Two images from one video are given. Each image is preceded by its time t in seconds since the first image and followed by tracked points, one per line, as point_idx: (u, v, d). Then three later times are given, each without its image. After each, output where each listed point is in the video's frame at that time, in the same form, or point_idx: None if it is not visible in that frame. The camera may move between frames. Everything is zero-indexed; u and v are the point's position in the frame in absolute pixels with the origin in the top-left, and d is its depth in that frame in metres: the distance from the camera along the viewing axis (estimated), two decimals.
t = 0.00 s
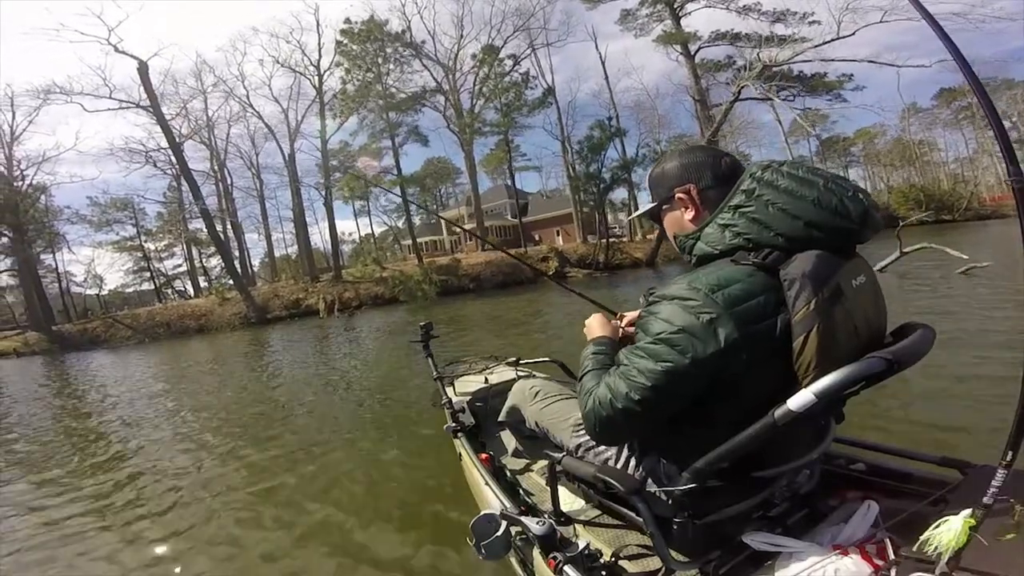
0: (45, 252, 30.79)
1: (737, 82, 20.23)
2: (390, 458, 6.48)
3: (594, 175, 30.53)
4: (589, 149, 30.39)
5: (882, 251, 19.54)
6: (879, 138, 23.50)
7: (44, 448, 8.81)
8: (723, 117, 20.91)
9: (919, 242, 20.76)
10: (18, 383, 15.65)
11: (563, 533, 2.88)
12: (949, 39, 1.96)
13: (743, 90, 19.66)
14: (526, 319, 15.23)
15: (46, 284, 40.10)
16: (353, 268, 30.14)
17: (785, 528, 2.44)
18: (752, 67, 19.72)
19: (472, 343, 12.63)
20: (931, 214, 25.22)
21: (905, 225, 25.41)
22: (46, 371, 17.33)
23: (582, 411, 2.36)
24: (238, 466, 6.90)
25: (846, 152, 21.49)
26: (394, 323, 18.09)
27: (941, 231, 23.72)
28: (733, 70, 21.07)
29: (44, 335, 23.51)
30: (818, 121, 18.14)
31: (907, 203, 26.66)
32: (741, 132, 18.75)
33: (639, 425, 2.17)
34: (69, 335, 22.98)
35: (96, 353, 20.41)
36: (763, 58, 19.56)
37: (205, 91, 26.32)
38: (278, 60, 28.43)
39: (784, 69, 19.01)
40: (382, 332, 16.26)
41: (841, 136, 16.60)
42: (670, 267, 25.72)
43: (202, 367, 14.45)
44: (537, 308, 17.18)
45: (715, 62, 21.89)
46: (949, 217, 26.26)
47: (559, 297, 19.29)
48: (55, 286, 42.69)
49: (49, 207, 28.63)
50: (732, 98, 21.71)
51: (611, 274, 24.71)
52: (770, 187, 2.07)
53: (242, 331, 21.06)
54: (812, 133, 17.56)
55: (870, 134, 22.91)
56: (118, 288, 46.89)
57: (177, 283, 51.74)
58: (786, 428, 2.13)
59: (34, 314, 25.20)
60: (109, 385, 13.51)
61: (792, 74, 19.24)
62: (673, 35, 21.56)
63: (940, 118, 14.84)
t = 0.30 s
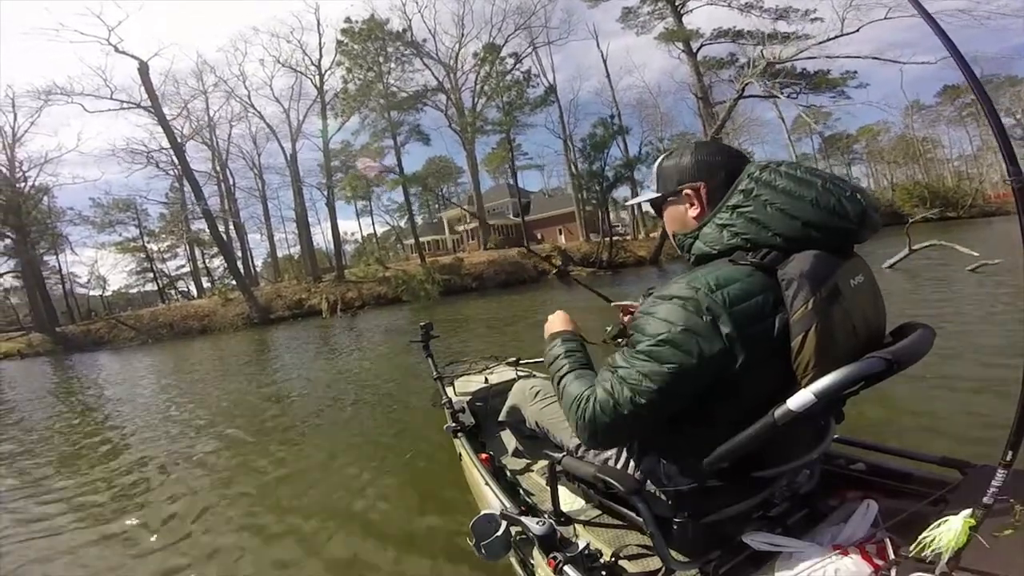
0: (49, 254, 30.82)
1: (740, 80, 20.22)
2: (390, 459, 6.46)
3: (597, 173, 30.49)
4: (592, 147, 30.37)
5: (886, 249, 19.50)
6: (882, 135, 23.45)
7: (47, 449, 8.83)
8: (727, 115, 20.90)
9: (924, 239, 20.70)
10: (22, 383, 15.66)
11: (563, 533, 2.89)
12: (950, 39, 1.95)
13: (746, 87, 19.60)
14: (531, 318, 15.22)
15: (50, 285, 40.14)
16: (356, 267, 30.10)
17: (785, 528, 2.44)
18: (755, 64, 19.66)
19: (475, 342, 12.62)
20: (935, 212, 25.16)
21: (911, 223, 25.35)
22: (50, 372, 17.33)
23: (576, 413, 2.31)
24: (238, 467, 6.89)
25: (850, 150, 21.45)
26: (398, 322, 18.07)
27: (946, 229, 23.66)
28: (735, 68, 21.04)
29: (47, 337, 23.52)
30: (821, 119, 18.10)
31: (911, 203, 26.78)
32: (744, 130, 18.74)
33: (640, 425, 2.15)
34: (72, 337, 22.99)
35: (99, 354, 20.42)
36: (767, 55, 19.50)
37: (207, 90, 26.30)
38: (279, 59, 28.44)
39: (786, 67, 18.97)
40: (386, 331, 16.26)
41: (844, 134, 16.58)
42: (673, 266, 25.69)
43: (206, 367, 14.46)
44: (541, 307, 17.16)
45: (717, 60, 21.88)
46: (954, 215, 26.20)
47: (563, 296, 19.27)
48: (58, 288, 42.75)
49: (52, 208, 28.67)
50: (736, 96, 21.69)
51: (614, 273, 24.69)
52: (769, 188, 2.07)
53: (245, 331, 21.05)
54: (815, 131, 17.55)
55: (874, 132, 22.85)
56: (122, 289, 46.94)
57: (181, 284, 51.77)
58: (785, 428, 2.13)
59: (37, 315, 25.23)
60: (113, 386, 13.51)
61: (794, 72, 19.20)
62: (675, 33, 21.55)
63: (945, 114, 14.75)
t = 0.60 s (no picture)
0: (54, 254, 30.94)
1: (746, 77, 20.09)
2: (392, 458, 6.47)
3: (600, 171, 30.46)
4: (596, 145, 30.32)
5: (891, 247, 19.43)
6: (887, 132, 23.39)
7: (52, 448, 8.88)
8: (732, 112, 20.77)
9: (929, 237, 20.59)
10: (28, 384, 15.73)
11: (562, 534, 2.89)
12: (950, 38, 1.94)
13: (751, 84, 19.46)
14: (535, 317, 15.22)
15: (56, 285, 40.29)
16: (360, 266, 30.15)
17: (785, 528, 2.44)
18: (760, 60, 19.55)
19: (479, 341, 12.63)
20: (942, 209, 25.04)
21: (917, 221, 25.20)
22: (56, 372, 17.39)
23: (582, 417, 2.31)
24: (240, 467, 6.91)
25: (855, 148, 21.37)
26: (402, 321, 18.08)
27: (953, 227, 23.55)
28: (739, 66, 20.96)
29: (53, 337, 23.61)
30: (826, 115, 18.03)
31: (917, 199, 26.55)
32: (748, 128, 18.68)
33: (649, 429, 2.16)
34: (77, 336, 23.06)
35: (105, 354, 20.49)
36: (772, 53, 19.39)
37: (210, 90, 26.32)
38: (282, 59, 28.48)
39: (791, 63, 18.82)
40: (390, 330, 16.27)
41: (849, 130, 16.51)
42: (678, 264, 25.65)
43: (211, 367, 14.51)
44: (546, 306, 17.15)
45: (721, 57, 21.80)
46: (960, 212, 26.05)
47: (567, 294, 19.27)
48: (64, 288, 42.92)
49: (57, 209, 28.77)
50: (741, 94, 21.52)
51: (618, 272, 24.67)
52: (776, 187, 2.06)
53: (249, 331, 21.10)
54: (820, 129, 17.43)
55: (880, 129, 22.75)
56: (127, 289, 47.09)
57: (186, 284, 51.91)
58: (786, 427, 2.13)
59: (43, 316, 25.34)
60: (117, 387, 13.56)
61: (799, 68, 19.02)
62: (678, 31, 21.48)
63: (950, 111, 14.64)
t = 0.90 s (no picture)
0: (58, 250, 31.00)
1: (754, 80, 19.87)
2: (392, 459, 6.47)
3: (605, 172, 30.45)
4: (602, 146, 30.32)
5: (896, 251, 19.42)
6: (894, 136, 23.35)
7: (55, 442, 8.91)
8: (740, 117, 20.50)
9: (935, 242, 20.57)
10: (33, 378, 15.77)
11: (562, 533, 2.89)
12: (952, 40, 1.94)
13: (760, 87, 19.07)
14: (540, 318, 15.23)
15: (59, 280, 40.37)
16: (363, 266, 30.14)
17: (785, 528, 2.44)
18: (768, 64, 19.30)
19: (484, 343, 12.63)
20: (947, 214, 25.02)
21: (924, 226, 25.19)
22: (60, 367, 17.42)
23: (583, 412, 2.37)
24: (239, 465, 6.89)
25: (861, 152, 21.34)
26: (407, 321, 18.10)
27: (958, 232, 23.53)
28: (747, 68, 20.93)
29: (55, 333, 23.65)
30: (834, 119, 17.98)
31: (923, 204, 26.55)
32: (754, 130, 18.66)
33: (642, 426, 2.18)
34: (79, 332, 23.08)
35: (108, 350, 20.52)
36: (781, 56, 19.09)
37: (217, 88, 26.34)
38: (289, 58, 28.50)
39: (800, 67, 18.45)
40: (395, 330, 16.28)
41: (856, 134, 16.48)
42: (682, 266, 25.66)
43: (215, 363, 14.53)
44: (550, 307, 17.18)
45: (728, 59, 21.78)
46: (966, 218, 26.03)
47: (572, 295, 19.29)
48: (68, 284, 42.99)
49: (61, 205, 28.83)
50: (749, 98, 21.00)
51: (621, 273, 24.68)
52: (778, 187, 2.04)
53: (253, 329, 21.11)
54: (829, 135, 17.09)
55: (886, 133, 22.72)
56: (130, 285, 47.16)
57: (189, 281, 51.98)
58: (786, 428, 2.13)
59: (45, 311, 25.36)
60: (120, 382, 13.56)
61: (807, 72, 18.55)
62: (686, 33, 21.48)
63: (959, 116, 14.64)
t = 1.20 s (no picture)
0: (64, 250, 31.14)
1: (760, 79, 19.86)
2: (395, 458, 6.48)
3: (610, 172, 30.41)
4: (607, 146, 30.29)
5: (902, 252, 19.34)
6: (901, 136, 23.25)
7: (61, 441, 8.96)
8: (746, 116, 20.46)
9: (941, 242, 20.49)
10: (39, 377, 15.84)
11: (563, 533, 2.89)
12: (952, 42, 1.93)
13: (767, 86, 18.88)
14: (544, 318, 15.24)
15: (65, 279, 40.54)
16: (367, 266, 30.17)
17: (785, 528, 2.45)
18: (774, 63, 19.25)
19: (488, 343, 12.66)
20: (955, 214, 24.93)
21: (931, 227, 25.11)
22: (66, 366, 17.48)
23: (581, 409, 2.38)
24: (242, 464, 6.92)
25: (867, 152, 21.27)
26: (412, 321, 18.12)
27: (965, 232, 23.44)
28: (752, 67, 20.89)
29: (61, 332, 23.74)
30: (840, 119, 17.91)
31: (931, 205, 26.48)
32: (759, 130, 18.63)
33: (638, 425, 2.20)
34: (84, 331, 23.18)
35: (113, 350, 20.59)
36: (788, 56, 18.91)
37: (222, 88, 26.40)
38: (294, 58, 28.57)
39: (806, 67, 18.30)
40: (399, 330, 16.32)
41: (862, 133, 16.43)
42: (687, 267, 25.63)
43: (220, 363, 14.58)
44: (554, 307, 17.19)
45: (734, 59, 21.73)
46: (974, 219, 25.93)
47: (576, 296, 19.28)
48: (74, 283, 43.16)
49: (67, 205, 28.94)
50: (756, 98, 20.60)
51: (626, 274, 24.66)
52: (779, 187, 2.03)
53: (257, 329, 21.16)
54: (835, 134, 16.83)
55: (893, 133, 22.61)
56: (136, 284, 47.30)
57: (194, 281, 52.14)
58: (785, 428, 2.13)
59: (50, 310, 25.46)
60: (126, 381, 13.63)
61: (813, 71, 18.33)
62: (691, 33, 21.44)
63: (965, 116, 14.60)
